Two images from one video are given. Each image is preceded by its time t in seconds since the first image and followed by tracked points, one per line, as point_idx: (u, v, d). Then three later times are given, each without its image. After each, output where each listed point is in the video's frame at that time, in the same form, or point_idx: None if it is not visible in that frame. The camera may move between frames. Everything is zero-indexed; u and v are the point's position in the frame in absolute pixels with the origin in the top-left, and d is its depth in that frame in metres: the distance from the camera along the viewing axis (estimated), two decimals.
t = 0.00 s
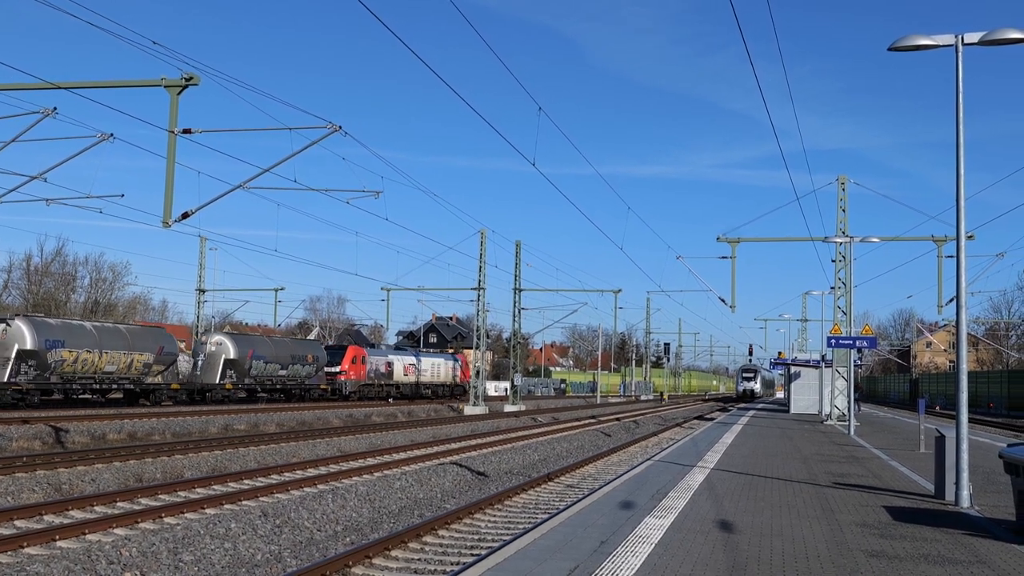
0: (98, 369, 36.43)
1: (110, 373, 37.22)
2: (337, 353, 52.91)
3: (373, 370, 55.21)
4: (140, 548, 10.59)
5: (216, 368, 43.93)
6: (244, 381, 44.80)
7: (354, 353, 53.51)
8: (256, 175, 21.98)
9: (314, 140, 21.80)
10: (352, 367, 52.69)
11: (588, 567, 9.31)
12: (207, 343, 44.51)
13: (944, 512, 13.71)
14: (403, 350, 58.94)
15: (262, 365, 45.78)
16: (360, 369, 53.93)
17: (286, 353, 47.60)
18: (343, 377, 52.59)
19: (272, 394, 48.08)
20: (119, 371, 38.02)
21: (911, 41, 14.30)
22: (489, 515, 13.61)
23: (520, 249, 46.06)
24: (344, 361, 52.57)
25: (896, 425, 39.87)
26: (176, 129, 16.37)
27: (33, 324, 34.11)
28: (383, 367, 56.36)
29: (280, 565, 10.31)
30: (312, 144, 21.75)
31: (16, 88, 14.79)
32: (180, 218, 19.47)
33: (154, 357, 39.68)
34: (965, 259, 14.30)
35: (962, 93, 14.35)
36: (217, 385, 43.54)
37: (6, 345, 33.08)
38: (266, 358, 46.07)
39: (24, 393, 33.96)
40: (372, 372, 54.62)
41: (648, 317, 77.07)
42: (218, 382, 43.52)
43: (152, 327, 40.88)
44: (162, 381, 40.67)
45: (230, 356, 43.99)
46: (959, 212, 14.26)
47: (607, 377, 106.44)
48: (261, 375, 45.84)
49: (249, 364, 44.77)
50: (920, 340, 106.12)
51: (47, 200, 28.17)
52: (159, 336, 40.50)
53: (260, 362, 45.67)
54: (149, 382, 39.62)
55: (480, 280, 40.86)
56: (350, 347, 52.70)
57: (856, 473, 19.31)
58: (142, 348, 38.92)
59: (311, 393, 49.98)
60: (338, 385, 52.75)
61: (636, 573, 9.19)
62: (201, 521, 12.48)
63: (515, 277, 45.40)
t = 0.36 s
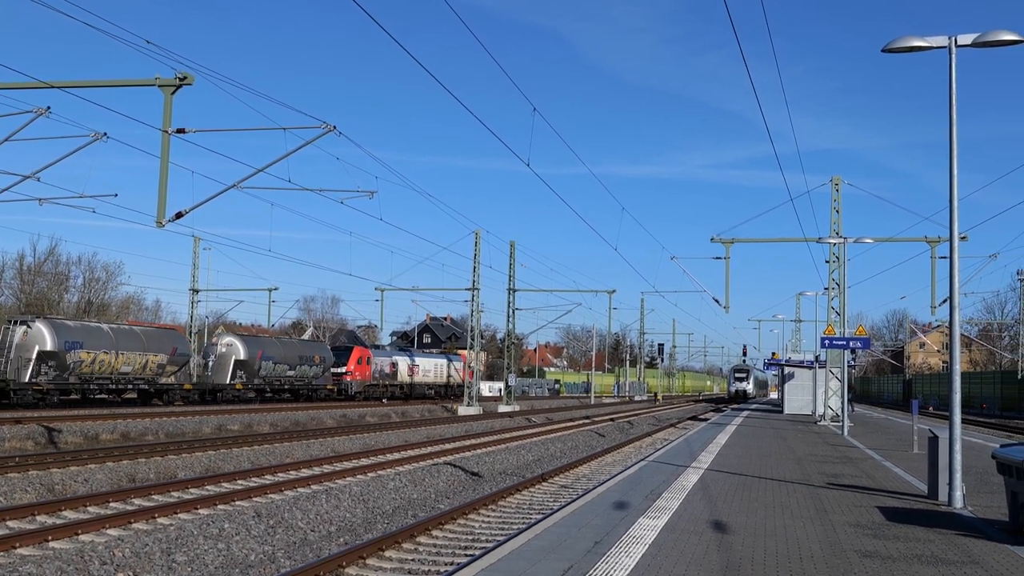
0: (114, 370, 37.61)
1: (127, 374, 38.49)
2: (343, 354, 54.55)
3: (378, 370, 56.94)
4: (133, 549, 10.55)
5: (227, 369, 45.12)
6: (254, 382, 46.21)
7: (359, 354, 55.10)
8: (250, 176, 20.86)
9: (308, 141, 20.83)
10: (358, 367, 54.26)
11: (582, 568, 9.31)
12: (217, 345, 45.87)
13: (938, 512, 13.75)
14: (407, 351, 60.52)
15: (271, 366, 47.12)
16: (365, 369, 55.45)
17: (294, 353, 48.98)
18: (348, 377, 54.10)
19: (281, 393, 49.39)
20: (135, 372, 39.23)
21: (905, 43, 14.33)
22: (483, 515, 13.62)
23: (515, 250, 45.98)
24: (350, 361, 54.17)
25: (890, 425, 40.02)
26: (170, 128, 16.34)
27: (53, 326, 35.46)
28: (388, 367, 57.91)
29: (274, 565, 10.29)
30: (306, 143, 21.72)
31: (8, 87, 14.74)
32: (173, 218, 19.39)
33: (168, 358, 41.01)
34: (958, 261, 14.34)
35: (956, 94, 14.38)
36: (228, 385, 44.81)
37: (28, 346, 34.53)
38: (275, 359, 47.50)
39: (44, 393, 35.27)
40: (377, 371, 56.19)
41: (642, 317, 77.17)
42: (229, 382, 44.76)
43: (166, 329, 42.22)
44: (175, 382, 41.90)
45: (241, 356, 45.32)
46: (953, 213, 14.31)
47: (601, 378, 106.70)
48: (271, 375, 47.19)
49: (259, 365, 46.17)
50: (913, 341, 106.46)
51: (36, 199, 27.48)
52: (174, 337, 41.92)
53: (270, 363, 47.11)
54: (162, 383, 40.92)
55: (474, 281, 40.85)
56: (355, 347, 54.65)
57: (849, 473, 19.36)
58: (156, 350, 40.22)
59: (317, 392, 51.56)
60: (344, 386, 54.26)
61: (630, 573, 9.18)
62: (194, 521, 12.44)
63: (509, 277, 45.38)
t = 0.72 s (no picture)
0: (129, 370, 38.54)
1: (141, 374, 39.36)
2: (348, 354, 55.05)
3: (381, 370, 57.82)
4: (125, 549, 10.51)
5: (236, 369, 46.06)
6: (261, 381, 47.13)
7: (363, 355, 55.61)
8: (243, 175, 22.12)
9: (303, 139, 21.85)
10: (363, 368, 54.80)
11: (574, 567, 9.30)
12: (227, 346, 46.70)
13: (930, 512, 13.77)
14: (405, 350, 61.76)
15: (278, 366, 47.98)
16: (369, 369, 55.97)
17: (300, 353, 49.77)
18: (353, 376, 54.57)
19: (287, 392, 50.20)
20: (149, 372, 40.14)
21: (897, 43, 14.37)
22: (477, 515, 13.61)
23: (508, 249, 45.92)
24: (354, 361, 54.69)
25: (882, 425, 40.17)
26: (162, 127, 16.30)
27: (71, 327, 36.51)
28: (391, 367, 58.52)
29: (267, 565, 10.27)
30: (300, 142, 21.70)
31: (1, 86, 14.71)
32: (166, 217, 19.36)
33: (180, 358, 41.83)
34: (951, 260, 14.36)
35: (949, 94, 14.42)
36: (237, 385, 45.67)
37: (48, 346, 35.49)
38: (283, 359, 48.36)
39: (62, 392, 36.27)
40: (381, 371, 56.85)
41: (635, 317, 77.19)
42: (238, 382, 45.61)
43: (178, 329, 43.08)
44: (186, 381, 42.77)
45: (250, 357, 46.23)
46: (945, 213, 14.35)
47: (594, 377, 106.85)
48: (278, 375, 48.03)
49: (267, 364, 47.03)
50: (905, 341, 106.82)
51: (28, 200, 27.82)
52: (186, 338, 42.77)
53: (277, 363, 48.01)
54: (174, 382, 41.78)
55: (467, 280, 40.83)
56: (360, 348, 55.14)
57: (842, 473, 19.42)
58: (169, 350, 41.07)
59: (323, 391, 52.35)
60: (348, 385, 54.91)
61: (623, 572, 9.19)
62: (187, 521, 12.41)
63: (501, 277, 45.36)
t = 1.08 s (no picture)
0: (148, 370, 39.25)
1: (160, 374, 40.06)
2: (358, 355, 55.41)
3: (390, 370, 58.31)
4: (123, 548, 10.50)
5: (249, 370, 46.82)
6: (274, 381, 47.88)
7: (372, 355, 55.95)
8: (240, 175, 21.67)
9: (300, 139, 21.61)
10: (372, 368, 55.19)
11: (572, 568, 9.29)
12: (241, 346, 47.32)
13: (928, 512, 13.79)
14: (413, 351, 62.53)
15: (291, 366, 48.45)
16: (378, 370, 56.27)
17: (312, 354, 50.36)
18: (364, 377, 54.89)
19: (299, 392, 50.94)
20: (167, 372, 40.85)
21: (896, 43, 14.38)
22: (474, 515, 13.60)
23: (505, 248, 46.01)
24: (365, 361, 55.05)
25: (879, 425, 40.23)
26: (160, 127, 16.28)
27: (94, 329, 37.27)
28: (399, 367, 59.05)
29: (265, 564, 10.27)
30: (298, 142, 21.67)
31: None
32: (164, 217, 19.34)
33: (196, 359, 42.34)
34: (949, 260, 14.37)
35: (947, 95, 14.43)
36: (250, 385, 46.46)
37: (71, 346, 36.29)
38: (294, 360, 49.09)
39: (85, 391, 37.20)
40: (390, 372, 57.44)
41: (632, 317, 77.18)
42: (251, 382, 46.36)
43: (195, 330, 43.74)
44: (202, 381, 43.55)
45: (263, 357, 46.96)
46: (943, 213, 14.37)
47: (592, 377, 106.86)
48: (290, 375, 48.72)
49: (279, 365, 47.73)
50: (904, 341, 106.95)
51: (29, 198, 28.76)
52: (202, 339, 43.30)
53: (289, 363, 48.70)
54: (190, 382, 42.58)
55: (465, 280, 40.82)
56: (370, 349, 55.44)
57: (839, 473, 19.45)
58: (187, 351, 41.66)
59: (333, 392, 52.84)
60: (358, 385, 55.27)
61: (620, 573, 9.18)
62: (184, 521, 12.40)
63: (499, 277, 45.36)
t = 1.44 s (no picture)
0: (168, 368, 40.49)
1: (179, 372, 41.22)
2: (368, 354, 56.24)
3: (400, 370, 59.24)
4: (123, 547, 10.50)
5: (263, 368, 47.68)
6: (288, 380, 48.95)
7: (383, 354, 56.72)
8: (241, 173, 21.65)
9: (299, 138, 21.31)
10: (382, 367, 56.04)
11: (571, 566, 9.28)
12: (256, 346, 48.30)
13: (927, 510, 13.82)
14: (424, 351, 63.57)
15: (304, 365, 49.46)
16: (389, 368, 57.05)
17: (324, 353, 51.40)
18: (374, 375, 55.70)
19: (312, 391, 52.27)
20: (187, 370, 42.04)
21: (896, 41, 14.37)
22: (474, 513, 13.60)
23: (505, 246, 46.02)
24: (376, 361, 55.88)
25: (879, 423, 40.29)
26: (160, 125, 16.27)
27: (116, 329, 38.49)
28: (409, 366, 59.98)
29: (265, 563, 10.28)
30: (296, 141, 21.64)
31: None
32: (164, 215, 19.37)
33: (214, 358, 43.35)
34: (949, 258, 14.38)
35: (947, 93, 14.43)
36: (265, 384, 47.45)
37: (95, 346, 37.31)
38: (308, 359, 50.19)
39: (108, 390, 38.45)
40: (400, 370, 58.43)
41: (633, 315, 77.24)
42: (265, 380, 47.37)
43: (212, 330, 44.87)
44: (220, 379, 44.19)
45: (277, 356, 47.89)
46: (943, 211, 14.37)
47: (592, 375, 106.91)
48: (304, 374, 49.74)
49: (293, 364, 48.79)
50: (903, 339, 106.98)
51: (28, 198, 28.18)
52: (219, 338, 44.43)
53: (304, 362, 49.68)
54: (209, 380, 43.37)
55: (465, 278, 40.83)
56: (381, 349, 56.22)
57: (840, 471, 19.47)
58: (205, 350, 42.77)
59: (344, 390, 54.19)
60: (368, 384, 56.06)
61: (620, 571, 9.19)
62: (184, 519, 12.42)
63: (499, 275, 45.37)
